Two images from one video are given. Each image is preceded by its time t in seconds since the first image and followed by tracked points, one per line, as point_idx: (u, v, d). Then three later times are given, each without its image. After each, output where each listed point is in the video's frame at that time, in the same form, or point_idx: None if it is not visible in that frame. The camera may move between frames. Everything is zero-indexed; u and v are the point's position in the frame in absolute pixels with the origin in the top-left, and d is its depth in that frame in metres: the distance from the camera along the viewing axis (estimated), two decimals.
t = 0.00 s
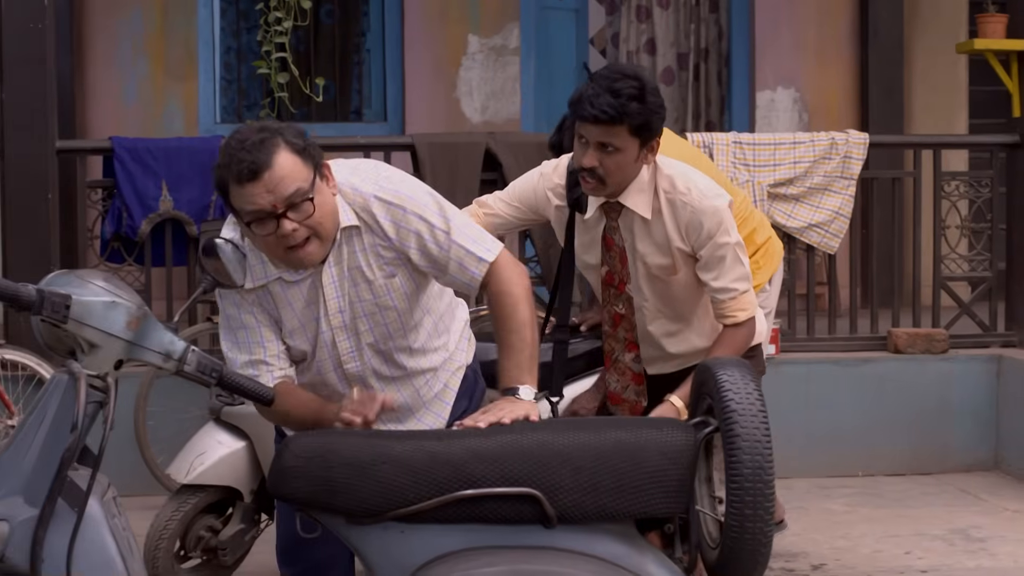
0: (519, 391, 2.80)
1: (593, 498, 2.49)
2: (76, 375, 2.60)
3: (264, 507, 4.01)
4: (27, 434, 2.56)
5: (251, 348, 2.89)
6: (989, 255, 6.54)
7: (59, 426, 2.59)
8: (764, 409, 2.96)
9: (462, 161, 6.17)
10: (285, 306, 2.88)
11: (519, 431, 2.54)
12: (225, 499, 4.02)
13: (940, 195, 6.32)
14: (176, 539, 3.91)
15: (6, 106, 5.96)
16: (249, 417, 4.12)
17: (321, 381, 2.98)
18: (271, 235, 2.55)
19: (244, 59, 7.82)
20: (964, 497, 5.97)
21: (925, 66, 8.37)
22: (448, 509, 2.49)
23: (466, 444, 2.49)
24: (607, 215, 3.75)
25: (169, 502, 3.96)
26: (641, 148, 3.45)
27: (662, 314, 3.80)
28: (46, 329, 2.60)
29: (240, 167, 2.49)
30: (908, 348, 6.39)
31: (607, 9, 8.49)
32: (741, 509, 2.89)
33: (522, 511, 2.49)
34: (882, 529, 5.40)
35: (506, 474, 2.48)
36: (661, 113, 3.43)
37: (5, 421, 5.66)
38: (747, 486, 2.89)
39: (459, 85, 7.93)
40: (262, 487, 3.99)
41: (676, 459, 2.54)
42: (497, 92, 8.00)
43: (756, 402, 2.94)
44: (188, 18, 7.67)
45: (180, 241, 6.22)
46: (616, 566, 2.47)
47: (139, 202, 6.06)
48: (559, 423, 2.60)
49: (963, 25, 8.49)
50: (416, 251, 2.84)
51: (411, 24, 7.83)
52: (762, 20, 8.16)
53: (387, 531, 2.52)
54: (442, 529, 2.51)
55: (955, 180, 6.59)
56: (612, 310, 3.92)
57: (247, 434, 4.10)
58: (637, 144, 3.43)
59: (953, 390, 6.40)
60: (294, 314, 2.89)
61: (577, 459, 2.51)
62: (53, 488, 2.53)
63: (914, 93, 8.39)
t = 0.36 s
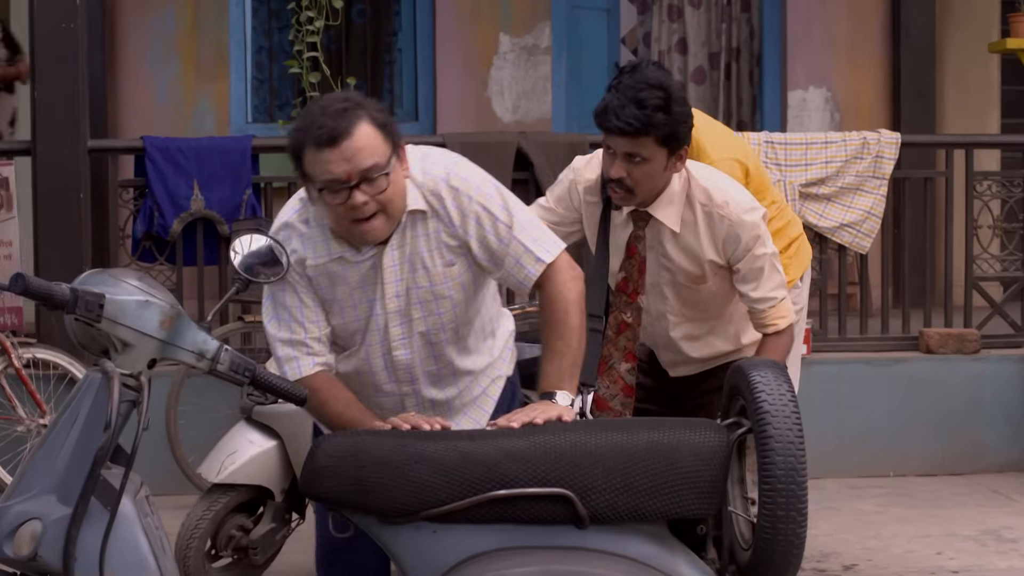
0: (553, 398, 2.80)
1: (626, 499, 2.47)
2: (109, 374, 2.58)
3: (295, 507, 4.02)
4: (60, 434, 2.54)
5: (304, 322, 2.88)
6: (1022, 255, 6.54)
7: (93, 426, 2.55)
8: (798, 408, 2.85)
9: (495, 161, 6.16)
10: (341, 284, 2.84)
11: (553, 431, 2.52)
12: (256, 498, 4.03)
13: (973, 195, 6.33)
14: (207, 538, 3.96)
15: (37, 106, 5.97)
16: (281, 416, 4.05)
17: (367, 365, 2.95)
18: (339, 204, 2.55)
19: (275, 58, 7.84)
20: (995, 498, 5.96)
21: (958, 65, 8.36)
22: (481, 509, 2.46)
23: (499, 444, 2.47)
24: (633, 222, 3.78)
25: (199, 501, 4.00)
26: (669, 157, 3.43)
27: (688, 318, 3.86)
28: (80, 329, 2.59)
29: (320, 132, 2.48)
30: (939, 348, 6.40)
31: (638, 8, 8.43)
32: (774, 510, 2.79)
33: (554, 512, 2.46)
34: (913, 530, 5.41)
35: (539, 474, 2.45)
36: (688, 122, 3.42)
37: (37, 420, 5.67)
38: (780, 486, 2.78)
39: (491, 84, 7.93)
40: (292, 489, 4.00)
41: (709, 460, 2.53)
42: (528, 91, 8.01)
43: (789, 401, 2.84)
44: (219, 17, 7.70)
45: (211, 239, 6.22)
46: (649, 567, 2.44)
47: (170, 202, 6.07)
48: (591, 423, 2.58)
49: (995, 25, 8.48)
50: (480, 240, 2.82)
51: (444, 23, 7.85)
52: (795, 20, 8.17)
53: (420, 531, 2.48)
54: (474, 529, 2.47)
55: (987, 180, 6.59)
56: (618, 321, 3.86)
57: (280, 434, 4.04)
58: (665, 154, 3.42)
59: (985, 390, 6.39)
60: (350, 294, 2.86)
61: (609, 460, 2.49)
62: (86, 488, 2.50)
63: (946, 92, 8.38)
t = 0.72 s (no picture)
0: (570, 399, 2.78)
1: (645, 499, 2.46)
2: (128, 374, 2.58)
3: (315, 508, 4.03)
4: (80, 432, 2.54)
5: (346, 274, 2.83)
6: None
7: (112, 424, 2.55)
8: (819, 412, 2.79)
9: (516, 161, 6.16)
10: (391, 235, 2.82)
11: (572, 433, 2.53)
12: (275, 499, 4.02)
13: (993, 196, 6.32)
14: (226, 538, 3.95)
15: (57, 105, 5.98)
16: (302, 416, 4.07)
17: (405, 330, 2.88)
18: (410, 139, 2.65)
19: (295, 58, 7.86)
20: (1015, 499, 5.95)
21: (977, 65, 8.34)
22: (500, 508, 2.46)
23: (519, 444, 2.48)
24: (667, 208, 3.70)
25: (218, 501, 4.00)
26: (701, 138, 3.48)
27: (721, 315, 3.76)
28: (99, 328, 2.59)
29: (409, 66, 2.63)
30: (958, 348, 6.39)
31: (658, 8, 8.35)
32: (793, 511, 2.72)
33: (573, 512, 2.45)
34: (932, 530, 5.40)
35: (559, 474, 2.45)
36: (719, 101, 3.46)
37: (56, 419, 5.68)
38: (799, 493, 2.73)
39: (511, 84, 7.97)
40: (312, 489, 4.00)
41: (728, 461, 2.52)
42: (548, 91, 8.03)
43: (808, 401, 2.77)
44: (239, 18, 7.70)
45: (230, 240, 6.21)
46: (669, 567, 2.44)
47: (190, 201, 6.09)
48: (609, 424, 2.58)
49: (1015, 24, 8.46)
50: (525, 211, 2.80)
51: (463, 23, 7.87)
52: (814, 21, 8.17)
53: (439, 530, 2.48)
54: (493, 529, 2.47)
55: (1007, 180, 6.58)
56: (669, 307, 3.80)
57: (300, 434, 4.06)
58: (696, 134, 3.47)
59: (1004, 391, 6.38)
60: (399, 248, 2.83)
61: (628, 461, 2.49)
62: (106, 488, 2.50)
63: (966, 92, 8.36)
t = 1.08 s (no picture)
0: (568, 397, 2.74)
1: (642, 499, 2.47)
2: (125, 374, 2.58)
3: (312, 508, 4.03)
4: (76, 433, 2.54)
5: (342, 254, 2.90)
6: None
7: (109, 424, 2.55)
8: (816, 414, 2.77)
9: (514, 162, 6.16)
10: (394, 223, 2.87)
11: (569, 433, 2.53)
12: (273, 499, 4.02)
13: (990, 196, 6.33)
14: (223, 539, 3.97)
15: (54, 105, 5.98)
16: (299, 417, 4.03)
17: (403, 324, 2.92)
18: (439, 127, 2.69)
19: (293, 59, 7.86)
20: (1012, 499, 5.95)
21: (975, 65, 8.35)
22: (496, 509, 2.46)
23: (516, 444, 2.47)
24: (678, 208, 3.67)
25: (215, 501, 4.00)
26: (709, 132, 3.52)
27: (726, 312, 3.75)
28: (97, 329, 2.59)
29: (446, 54, 2.68)
30: (956, 349, 6.40)
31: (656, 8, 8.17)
32: (789, 511, 2.72)
33: (570, 512, 2.45)
34: (929, 531, 5.40)
35: (556, 474, 2.44)
36: (726, 95, 3.52)
37: (54, 420, 5.67)
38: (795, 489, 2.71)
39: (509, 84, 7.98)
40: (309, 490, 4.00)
41: (725, 461, 2.52)
42: (546, 92, 8.05)
43: (805, 401, 2.76)
44: (237, 18, 7.71)
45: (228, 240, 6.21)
46: (666, 567, 2.44)
47: (187, 202, 6.07)
48: (606, 424, 2.58)
49: (1013, 25, 8.48)
50: (527, 211, 2.84)
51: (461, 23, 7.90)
52: (812, 22, 8.17)
53: (436, 531, 2.48)
54: (491, 529, 2.47)
55: (1005, 181, 6.58)
56: (687, 305, 3.81)
57: (297, 435, 4.02)
58: (705, 129, 3.50)
59: (1002, 391, 6.39)
60: (401, 237, 2.87)
61: (626, 460, 2.49)
62: (102, 488, 2.50)
63: (963, 92, 8.36)
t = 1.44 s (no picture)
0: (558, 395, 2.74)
1: (632, 499, 2.46)
2: (116, 374, 2.56)
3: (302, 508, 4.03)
4: (67, 432, 2.54)
5: (315, 239, 2.92)
6: None
7: (99, 423, 2.56)
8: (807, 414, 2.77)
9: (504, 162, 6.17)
10: (385, 217, 2.89)
11: (560, 433, 2.52)
12: (263, 499, 4.01)
13: (980, 196, 6.34)
14: (214, 540, 3.95)
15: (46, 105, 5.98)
16: (290, 418, 4.09)
17: (391, 319, 2.93)
18: (440, 121, 2.73)
19: (284, 59, 7.85)
20: (1003, 499, 5.96)
21: (966, 66, 8.35)
22: (487, 510, 2.45)
23: (506, 444, 2.47)
24: (673, 208, 3.67)
25: (207, 501, 3.99)
26: (705, 135, 3.50)
27: (718, 312, 3.74)
28: (82, 333, 2.47)
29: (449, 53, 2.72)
30: (946, 349, 6.41)
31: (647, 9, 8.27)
32: (780, 511, 2.71)
33: (561, 512, 2.45)
34: (920, 531, 5.40)
35: (546, 474, 2.44)
36: (721, 99, 3.52)
37: (45, 420, 5.67)
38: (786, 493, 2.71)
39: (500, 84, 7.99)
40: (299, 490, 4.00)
41: (716, 461, 2.52)
42: (537, 92, 8.06)
43: (796, 402, 2.76)
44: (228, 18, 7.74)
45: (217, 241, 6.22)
46: (656, 567, 2.44)
47: (178, 201, 6.09)
48: (598, 424, 2.58)
49: (1003, 26, 8.49)
50: (518, 213, 2.85)
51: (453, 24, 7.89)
52: (803, 23, 8.18)
53: (426, 531, 2.47)
54: (481, 529, 2.47)
55: (995, 181, 6.60)
56: (676, 305, 3.77)
57: (287, 434, 4.07)
58: (700, 132, 3.49)
59: (994, 391, 6.39)
60: (392, 230, 2.89)
61: (616, 460, 2.48)
62: (93, 488, 2.50)
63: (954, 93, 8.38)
